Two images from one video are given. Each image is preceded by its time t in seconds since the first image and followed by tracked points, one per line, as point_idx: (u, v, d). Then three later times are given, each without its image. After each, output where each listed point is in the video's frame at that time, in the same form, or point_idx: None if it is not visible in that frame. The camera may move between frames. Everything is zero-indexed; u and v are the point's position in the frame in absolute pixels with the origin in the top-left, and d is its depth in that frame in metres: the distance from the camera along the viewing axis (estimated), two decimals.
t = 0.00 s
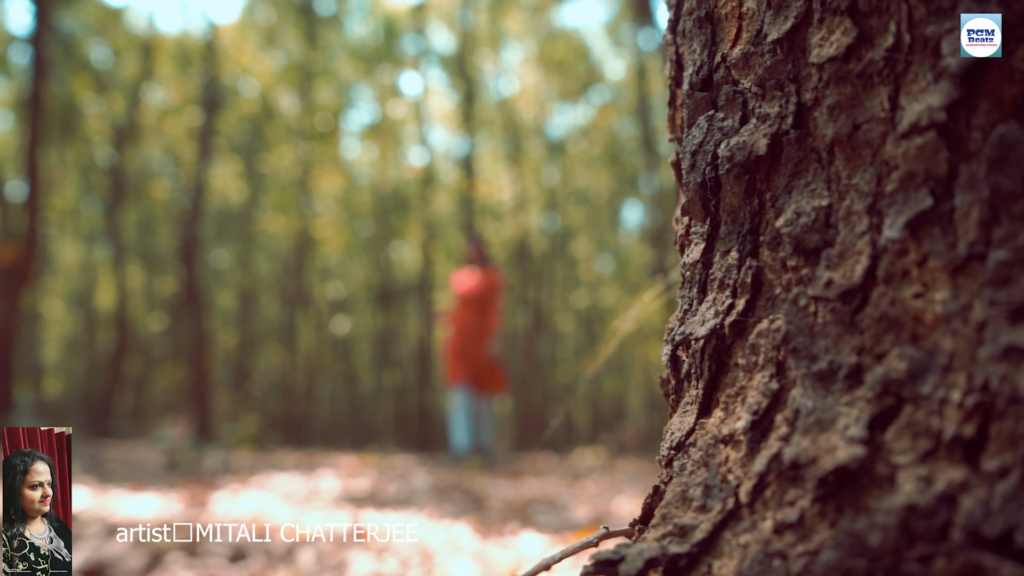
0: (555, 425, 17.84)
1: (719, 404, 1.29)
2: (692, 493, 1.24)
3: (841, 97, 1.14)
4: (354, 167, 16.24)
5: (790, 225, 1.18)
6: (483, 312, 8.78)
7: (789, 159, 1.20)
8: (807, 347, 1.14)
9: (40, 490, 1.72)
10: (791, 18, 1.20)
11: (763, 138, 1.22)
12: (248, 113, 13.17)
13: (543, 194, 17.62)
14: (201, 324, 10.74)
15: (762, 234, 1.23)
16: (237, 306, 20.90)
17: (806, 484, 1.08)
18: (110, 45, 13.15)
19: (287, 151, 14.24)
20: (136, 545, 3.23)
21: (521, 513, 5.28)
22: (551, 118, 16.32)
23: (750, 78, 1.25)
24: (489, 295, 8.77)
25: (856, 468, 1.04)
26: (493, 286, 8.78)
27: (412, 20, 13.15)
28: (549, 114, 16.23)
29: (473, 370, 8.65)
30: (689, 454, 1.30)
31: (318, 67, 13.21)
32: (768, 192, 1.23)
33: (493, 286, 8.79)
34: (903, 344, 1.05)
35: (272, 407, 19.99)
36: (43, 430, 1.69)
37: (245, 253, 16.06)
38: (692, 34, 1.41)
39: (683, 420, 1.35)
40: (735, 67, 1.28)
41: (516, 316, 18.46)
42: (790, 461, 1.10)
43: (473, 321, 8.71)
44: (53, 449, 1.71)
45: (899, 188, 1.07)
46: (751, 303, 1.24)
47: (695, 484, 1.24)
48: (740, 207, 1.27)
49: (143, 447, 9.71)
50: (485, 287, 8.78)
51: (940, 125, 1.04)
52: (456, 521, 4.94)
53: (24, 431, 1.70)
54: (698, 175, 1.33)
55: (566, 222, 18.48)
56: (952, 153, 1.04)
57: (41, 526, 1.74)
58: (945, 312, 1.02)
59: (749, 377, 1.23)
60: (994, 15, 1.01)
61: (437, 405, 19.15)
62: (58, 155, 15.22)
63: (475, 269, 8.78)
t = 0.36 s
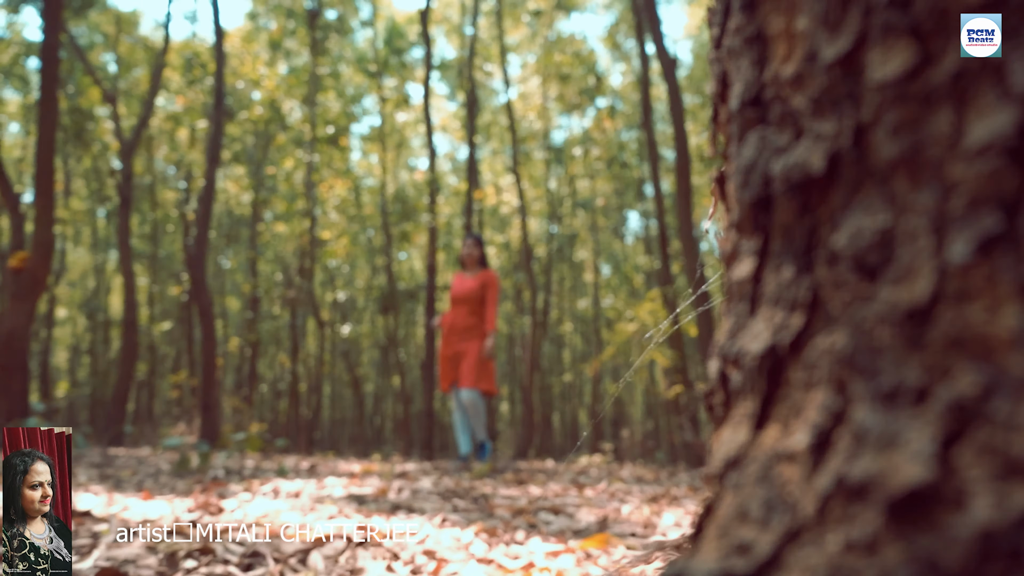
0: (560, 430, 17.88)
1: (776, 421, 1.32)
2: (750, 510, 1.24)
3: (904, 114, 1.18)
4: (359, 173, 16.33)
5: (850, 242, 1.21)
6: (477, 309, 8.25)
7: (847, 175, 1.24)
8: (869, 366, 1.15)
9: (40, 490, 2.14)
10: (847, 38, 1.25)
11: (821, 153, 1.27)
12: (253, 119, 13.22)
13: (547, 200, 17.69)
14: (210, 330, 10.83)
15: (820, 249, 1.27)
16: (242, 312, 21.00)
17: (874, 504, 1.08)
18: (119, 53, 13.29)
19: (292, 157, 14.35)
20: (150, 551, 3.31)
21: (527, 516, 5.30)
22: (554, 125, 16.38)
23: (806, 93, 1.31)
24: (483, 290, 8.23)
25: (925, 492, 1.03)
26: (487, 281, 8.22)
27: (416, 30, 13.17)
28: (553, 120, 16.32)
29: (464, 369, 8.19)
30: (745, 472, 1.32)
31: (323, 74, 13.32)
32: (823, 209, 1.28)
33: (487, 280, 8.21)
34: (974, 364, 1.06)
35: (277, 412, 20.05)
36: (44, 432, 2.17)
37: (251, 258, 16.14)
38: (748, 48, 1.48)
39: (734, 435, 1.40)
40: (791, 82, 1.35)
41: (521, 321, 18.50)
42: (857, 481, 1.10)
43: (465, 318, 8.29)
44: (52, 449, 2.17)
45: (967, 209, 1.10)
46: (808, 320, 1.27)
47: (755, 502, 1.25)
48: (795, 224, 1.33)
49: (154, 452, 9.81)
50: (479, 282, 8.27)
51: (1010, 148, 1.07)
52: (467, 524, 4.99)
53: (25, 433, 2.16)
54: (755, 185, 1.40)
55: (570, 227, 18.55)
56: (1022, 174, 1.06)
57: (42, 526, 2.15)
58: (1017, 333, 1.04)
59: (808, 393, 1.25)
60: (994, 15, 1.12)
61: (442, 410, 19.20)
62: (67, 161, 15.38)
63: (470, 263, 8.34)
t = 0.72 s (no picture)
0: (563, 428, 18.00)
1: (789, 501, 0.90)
2: (783, 507, 0.84)
3: (943, 119, 0.80)
4: (365, 172, 16.55)
5: (889, 244, 0.81)
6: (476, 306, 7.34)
7: (884, 177, 0.82)
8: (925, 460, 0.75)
9: (40, 489, 2.11)
10: (884, 38, 0.83)
11: (857, 152, 0.84)
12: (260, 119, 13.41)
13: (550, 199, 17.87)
14: (216, 328, 10.91)
15: (857, 249, 0.84)
16: (247, 310, 21.17)
17: None
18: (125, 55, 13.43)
19: (297, 157, 14.46)
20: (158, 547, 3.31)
21: (531, 515, 5.35)
22: (557, 125, 16.55)
23: (838, 96, 0.86)
24: (483, 286, 7.30)
25: None
26: (487, 276, 7.28)
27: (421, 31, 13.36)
28: (555, 121, 16.39)
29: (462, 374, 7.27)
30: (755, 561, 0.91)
31: (328, 75, 13.43)
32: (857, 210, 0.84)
33: (487, 275, 7.27)
34: None
35: (282, 410, 20.23)
36: (45, 431, 2.16)
37: (257, 257, 16.30)
38: (759, 56, 0.97)
39: (764, 435, 0.91)
40: (815, 84, 0.89)
41: (523, 320, 18.60)
42: None
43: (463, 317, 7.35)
44: (51, 449, 2.18)
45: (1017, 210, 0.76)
46: (842, 321, 0.84)
47: None
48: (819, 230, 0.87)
49: (161, 450, 9.89)
50: (478, 277, 7.33)
51: None
52: (472, 523, 5.04)
53: (26, 433, 2.15)
54: (770, 195, 0.93)
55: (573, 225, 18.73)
56: None
57: (42, 526, 2.13)
58: None
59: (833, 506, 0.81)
60: (993, 15, 0.78)
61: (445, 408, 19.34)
62: (75, 161, 15.54)
63: (468, 256, 7.47)
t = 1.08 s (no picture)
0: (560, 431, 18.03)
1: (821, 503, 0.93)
2: (811, 513, 0.87)
3: (972, 124, 0.81)
4: (363, 174, 16.57)
5: (919, 251, 0.82)
6: (470, 304, 7.08)
7: (912, 184, 0.83)
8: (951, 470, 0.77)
9: (39, 490, 2.13)
10: (913, 42, 0.84)
11: (884, 160, 0.85)
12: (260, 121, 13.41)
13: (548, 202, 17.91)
14: (215, 329, 10.91)
15: (885, 257, 0.85)
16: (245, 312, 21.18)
17: None
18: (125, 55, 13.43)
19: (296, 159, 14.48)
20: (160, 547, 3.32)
21: (532, 517, 5.39)
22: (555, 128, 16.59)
23: (865, 102, 0.87)
24: (476, 284, 7.07)
25: None
26: (481, 273, 7.07)
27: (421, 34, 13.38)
28: (554, 124, 16.42)
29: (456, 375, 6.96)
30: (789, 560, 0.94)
31: (327, 77, 13.44)
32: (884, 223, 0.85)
33: (482, 273, 7.05)
34: None
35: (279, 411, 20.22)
36: (44, 431, 2.21)
37: (255, 259, 16.30)
38: (782, 63, 0.99)
39: (788, 441, 0.94)
40: (841, 91, 0.90)
41: (521, 322, 18.64)
42: None
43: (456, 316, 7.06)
44: (51, 449, 2.22)
45: None
46: (870, 328, 0.85)
47: None
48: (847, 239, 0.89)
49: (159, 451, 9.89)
50: (471, 274, 7.10)
51: None
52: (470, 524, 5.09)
53: (26, 433, 2.20)
54: (798, 211, 0.94)
55: (570, 228, 18.77)
56: None
57: (42, 526, 2.13)
58: None
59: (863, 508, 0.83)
60: (991, 14, 0.80)
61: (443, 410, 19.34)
62: (73, 162, 15.54)
63: (458, 253, 7.20)
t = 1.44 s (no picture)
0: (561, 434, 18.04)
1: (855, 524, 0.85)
2: (850, 522, 0.79)
3: (1015, 132, 0.74)
4: (365, 178, 16.64)
5: (958, 260, 0.76)
6: (465, 298, 7.08)
7: (949, 193, 0.76)
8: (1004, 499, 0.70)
9: (40, 490, 2.13)
10: (950, 52, 0.77)
11: (921, 168, 0.78)
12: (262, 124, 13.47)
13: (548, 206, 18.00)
14: (217, 332, 10.92)
15: (922, 264, 0.78)
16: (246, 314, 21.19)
17: None
18: (127, 58, 13.48)
19: (298, 162, 14.55)
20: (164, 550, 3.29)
21: (534, 521, 5.39)
22: (556, 132, 16.67)
23: (900, 110, 0.80)
24: (472, 279, 7.12)
25: None
26: (477, 268, 7.14)
27: (423, 38, 13.44)
28: (555, 128, 16.46)
29: (453, 369, 6.90)
30: None
31: (329, 81, 13.50)
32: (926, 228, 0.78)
33: (478, 267, 7.12)
34: None
35: (279, 414, 20.22)
36: (44, 433, 2.22)
37: (256, 261, 16.34)
38: (811, 70, 0.91)
39: (821, 449, 0.86)
40: (874, 99, 0.82)
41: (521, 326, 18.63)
42: None
43: (452, 309, 7.02)
44: (51, 450, 2.23)
45: None
46: (908, 337, 0.78)
47: None
48: (884, 245, 0.81)
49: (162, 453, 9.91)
50: (466, 269, 7.14)
51: None
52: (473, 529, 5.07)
53: (26, 433, 2.20)
54: (827, 213, 0.87)
55: (572, 232, 18.84)
56: None
57: (42, 527, 2.14)
58: None
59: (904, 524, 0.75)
60: (992, 15, 0.75)
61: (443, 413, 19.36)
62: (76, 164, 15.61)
63: (452, 249, 7.24)
